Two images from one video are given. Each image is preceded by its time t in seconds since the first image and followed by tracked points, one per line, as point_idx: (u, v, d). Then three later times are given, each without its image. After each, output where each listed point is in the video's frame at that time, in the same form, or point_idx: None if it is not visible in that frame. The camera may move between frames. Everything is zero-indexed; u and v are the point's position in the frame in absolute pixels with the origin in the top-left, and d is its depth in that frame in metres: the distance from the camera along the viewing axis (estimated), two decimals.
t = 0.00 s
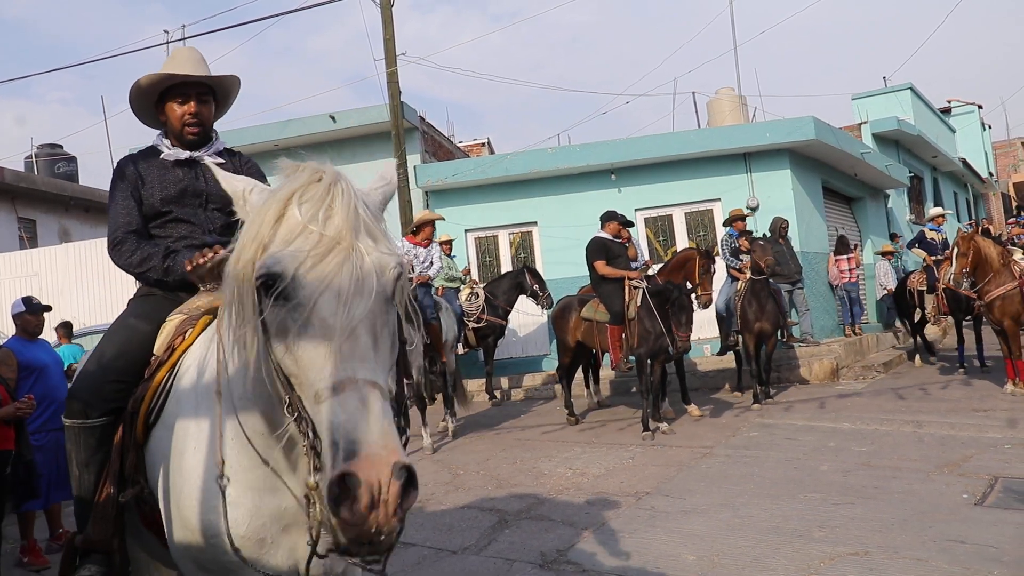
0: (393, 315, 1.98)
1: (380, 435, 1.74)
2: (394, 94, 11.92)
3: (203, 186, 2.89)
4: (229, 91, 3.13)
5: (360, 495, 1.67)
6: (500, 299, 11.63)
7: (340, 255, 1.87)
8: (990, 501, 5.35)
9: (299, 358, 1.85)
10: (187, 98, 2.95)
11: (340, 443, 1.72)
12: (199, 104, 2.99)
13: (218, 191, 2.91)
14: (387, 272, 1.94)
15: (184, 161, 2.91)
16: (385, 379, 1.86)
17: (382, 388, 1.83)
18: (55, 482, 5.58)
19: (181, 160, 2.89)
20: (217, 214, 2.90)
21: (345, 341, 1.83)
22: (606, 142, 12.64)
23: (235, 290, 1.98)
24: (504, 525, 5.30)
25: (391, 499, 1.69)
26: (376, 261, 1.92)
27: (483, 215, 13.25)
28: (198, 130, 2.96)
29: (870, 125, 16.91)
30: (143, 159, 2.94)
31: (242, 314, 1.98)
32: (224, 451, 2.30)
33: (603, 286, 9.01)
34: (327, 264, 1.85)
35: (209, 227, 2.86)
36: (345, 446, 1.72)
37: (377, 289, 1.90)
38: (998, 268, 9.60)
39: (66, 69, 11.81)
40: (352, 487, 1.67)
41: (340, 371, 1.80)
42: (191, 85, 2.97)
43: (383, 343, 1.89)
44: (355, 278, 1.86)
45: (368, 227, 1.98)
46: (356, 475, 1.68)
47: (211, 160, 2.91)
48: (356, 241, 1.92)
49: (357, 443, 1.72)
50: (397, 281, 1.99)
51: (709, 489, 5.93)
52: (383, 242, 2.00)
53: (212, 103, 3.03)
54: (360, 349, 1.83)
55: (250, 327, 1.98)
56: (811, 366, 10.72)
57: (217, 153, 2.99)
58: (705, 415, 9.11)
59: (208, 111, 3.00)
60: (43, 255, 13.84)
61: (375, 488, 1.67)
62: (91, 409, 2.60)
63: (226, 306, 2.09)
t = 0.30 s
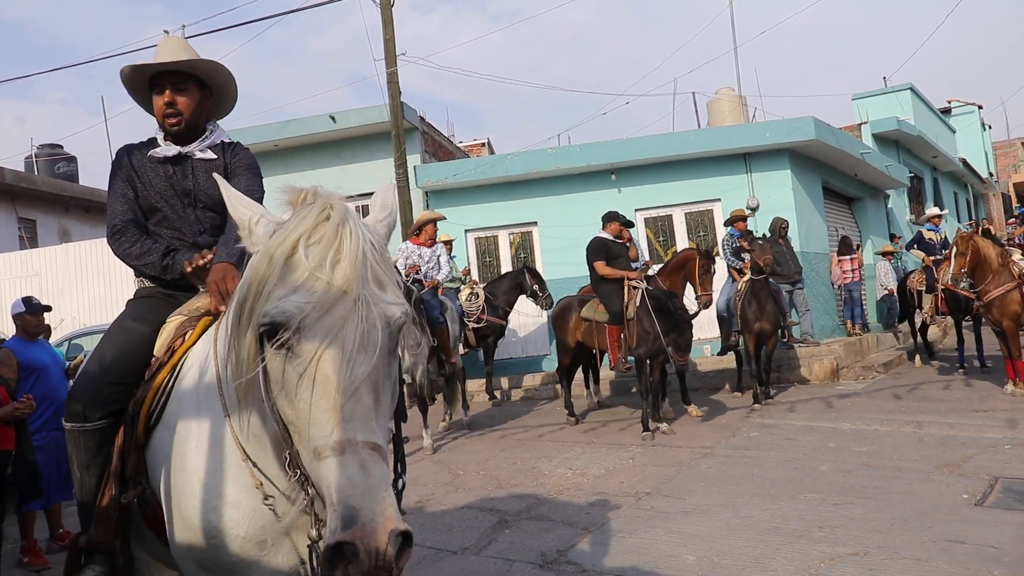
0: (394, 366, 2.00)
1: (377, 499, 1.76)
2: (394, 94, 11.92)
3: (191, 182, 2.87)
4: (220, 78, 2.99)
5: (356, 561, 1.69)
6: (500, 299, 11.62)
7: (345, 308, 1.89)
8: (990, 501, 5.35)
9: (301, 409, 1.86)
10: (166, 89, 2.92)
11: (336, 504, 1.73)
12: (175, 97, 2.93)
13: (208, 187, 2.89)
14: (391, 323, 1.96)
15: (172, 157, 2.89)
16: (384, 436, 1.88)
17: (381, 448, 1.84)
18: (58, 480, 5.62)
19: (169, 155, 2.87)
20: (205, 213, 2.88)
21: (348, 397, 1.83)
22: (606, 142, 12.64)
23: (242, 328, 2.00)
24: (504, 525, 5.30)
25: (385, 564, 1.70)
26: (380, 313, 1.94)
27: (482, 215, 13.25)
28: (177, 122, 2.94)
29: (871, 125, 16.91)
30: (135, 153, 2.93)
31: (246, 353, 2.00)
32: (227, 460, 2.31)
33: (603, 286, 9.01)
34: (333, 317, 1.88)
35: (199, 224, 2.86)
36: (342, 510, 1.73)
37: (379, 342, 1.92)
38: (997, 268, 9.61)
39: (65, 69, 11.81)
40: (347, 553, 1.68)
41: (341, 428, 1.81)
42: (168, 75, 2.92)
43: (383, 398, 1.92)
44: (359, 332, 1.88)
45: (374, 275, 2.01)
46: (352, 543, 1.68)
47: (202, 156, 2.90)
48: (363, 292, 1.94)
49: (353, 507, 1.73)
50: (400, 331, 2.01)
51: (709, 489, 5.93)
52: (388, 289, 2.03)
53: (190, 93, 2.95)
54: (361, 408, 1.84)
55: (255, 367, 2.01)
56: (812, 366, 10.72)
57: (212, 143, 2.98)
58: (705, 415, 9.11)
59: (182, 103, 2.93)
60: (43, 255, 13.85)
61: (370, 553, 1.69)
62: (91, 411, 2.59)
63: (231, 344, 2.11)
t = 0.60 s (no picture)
0: (382, 345, 1.99)
1: (360, 477, 1.75)
2: (394, 94, 11.92)
3: (188, 180, 2.87)
4: (186, 81, 2.92)
5: (339, 538, 1.68)
6: (500, 299, 11.62)
7: (327, 288, 1.90)
8: (990, 501, 5.35)
9: (286, 391, 1.87)
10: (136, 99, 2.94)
11: (319, 484, 1.74)
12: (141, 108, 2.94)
13: (206, 184, 2.88)
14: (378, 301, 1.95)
15: (167, 158, 2.91)
16: (371, 415, 1.87)
17: (364, 427, 1.84)
18: (56, 483, 5.59)
19: (162, 157, 2.89)
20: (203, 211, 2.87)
21: (331, 378, 1.84)
22: (606, 142, 12.64)
23: (230, 315, 2.02)
24: (505, 525, 5.30)
25: (367, 542, 1.70)
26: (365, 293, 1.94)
27: (483, 215, 13.25)
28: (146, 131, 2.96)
29: (871, 125, 16.91)
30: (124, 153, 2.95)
31: (235, 339, 2.02)
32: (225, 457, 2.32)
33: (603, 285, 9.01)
34: (315, 298, 1.88)
35: (198, 223, 2.86)
36: (324, 489, 1.73)
37: (364, 322, 1.92)
38: (995, 268, 9.62)
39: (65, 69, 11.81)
40: (328, 530, 1.68)
41: (324, 407, 1.82)
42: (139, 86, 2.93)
43: (371, 377, 1.91)
44: (342, 312, 1.88)
45: (359, 255, 2.01)
46: (334, 520, 1.69)
47: (195, 155, 2.91)
48: (347, 273, 1.94)
49: (334, 485, 1.73)
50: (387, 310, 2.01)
51: (709, 489, 5.92)
52: (375, 269, 2.02)
53: (156, 102, 2.94)
54: (345, 387, 1.84)
55: (243, 351, 2.03)
56: (812, 366, 10.72)
57: (202, 146, 2.99)
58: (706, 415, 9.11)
59: (147, 114, 2.93)
60: (43, 255, 13.85)
61: (352, 529, 1.69)
62: (91, 413, 2.59)
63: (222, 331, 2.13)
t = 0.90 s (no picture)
0: (369, 306, 2.00)
1: (340, 429, 1.75)
2: (394, 94, 11.92)
3: (189, 179, 2.87)
4: (182, 84, 2.93)
5: (317, 484, 1.68)
6: (499, 299, 11.61)
7: (314, 244, 1.90)
8: (990, 501, 5.34)
9: (270, 347, 1.87)
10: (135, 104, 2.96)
11: (300, 434, 1.74)
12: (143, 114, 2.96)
13: (209, 183, 2.89)
14: (365, 261, 1.96)
15: (166, 159, 2.91)
16: (353, 372, 1.87)
17: (348, 381, 1.84)
18: (54, 485, 5.56)
19: (162, 158, 2.89)
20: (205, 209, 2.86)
21: (315, 333, 1.84)
22: (606, 142, 12.64)
23: (214, 274, 2.02)
24: (505, 525, 5.30)
25: (345, 492, 1.70)
26: (352, 252, 1.94)
27: (482, 215, 13.26)
28: (148, 135, 2.98)
29: (871, 125, 16.91)
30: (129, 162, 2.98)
31: (219, 299, 2.02)
32: (223, 450, 2.33)
33: (605, 285, 9.02)
34: (301, 253, 1.89)
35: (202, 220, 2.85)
36: (305, 441, 1.73)
37: (351, 280, 1.92)
38: (994, 268, 9.64)
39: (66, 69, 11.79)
40: (307, 477, 1.68)
41: (307, 358, 1.82)
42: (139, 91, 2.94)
43: (355, 335, 1.91)
44: (329, 268, 1.88)
45: (348, 217, 2.02)
46: (312, 467, 1.69)
47: (196, 153, 2.94)
48: (335, 233, 1.95)
49: (316, 435, 1.73)
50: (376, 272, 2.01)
51: (709, 489, 5.92)
52: (364, 231, 2.04)
53: (155, 106, 2.96)
54: (329, 343, 1.85)
55: (228, 309, 2.03)
56: (812, 366, 10.72)
57: (201, 147, 3.00)
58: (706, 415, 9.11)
59: (148, 119, 2.95)
60: (44, 255, 13.84)
61: (331, 478, 1.68)
62: (91, 412, 2.59)
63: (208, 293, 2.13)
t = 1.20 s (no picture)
0: (380, 295, 2.00)
1: (358, 412, 1.75)
2: (394, 94, 11.92)
3: (183, 179, 2.86)
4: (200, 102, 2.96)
5: (338, 470, 1.67)
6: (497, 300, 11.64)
7: (325, 234, 1.90)
8: (991, 502, 5.34)
9: (284, 336, 1.87)
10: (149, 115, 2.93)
11: (320, 420, 1.74)
12: (161, 125, 2.97)
13: (203, 182, 2.88)
14: (374, 250, 1.96)
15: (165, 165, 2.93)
16: (368, 359, 1.88)
17: (364, 366, 1.85)
18: (56, 484, 5.55)
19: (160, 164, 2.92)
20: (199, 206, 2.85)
21: (330, 320, 1.84)
22: (606, 142, 12.63)
23: (225, 268, 2.01)
24: (506, 525, 5.30)
25: (367, 477, 1.69)
26: (361, 241, 1.94)
27: (483, 215, 13.26)
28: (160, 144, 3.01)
29: (871, 125, 16.90)
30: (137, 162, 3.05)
31: (230, 292, 2.01)
32: (223, 448, 2.33)
33: (606, 285, 9.01)
34: (312, 243, 1.88)
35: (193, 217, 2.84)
36: (324, 426, 1.73)
37: (363, 269, 1.92)
38: (995, 268, 9.63)
39: (65, 69, 11.79)
40: (329, 462, 1.68)
41: (323, 346, 1.82)
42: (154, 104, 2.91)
43: (368, 322, 1.91)
44: (341, 257, 1.88)
45: (356, 207, 2.03)
46: (333, 452, 1.68)
47: (194, 156, 2.92)
48: (344, 222, 1.95)
49: (336, 419, 1.73)
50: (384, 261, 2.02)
51: (709, 489, 5.92)
52: (371, 221, 2.04)
53: (172, 120, 2.97)
54: (343, 330, 1.85)
55: (238, 303, 2.02)
56: (812, 366, 10.72)
57: (200, 149, 3.00)
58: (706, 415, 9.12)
59: (165, 131, 2.97)
60: (44, 255, 13.85)
61: (352, 462, 1.68)
62: (90, 411, 2.58)
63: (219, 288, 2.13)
